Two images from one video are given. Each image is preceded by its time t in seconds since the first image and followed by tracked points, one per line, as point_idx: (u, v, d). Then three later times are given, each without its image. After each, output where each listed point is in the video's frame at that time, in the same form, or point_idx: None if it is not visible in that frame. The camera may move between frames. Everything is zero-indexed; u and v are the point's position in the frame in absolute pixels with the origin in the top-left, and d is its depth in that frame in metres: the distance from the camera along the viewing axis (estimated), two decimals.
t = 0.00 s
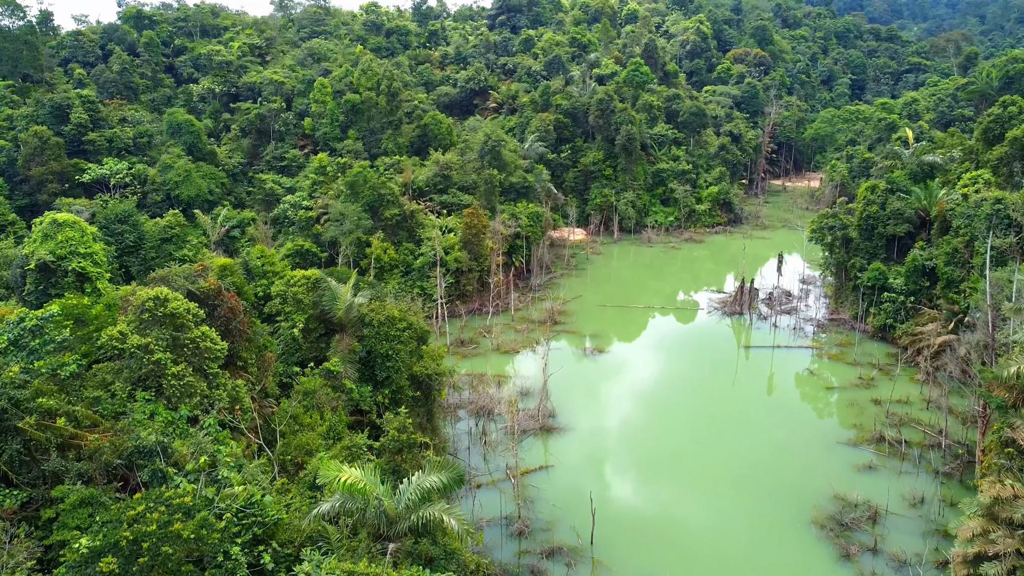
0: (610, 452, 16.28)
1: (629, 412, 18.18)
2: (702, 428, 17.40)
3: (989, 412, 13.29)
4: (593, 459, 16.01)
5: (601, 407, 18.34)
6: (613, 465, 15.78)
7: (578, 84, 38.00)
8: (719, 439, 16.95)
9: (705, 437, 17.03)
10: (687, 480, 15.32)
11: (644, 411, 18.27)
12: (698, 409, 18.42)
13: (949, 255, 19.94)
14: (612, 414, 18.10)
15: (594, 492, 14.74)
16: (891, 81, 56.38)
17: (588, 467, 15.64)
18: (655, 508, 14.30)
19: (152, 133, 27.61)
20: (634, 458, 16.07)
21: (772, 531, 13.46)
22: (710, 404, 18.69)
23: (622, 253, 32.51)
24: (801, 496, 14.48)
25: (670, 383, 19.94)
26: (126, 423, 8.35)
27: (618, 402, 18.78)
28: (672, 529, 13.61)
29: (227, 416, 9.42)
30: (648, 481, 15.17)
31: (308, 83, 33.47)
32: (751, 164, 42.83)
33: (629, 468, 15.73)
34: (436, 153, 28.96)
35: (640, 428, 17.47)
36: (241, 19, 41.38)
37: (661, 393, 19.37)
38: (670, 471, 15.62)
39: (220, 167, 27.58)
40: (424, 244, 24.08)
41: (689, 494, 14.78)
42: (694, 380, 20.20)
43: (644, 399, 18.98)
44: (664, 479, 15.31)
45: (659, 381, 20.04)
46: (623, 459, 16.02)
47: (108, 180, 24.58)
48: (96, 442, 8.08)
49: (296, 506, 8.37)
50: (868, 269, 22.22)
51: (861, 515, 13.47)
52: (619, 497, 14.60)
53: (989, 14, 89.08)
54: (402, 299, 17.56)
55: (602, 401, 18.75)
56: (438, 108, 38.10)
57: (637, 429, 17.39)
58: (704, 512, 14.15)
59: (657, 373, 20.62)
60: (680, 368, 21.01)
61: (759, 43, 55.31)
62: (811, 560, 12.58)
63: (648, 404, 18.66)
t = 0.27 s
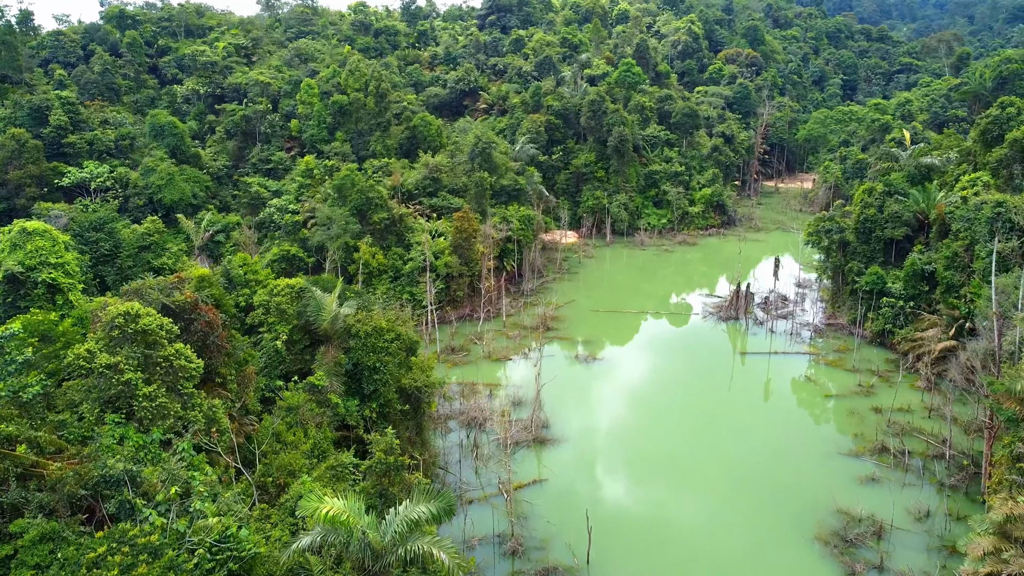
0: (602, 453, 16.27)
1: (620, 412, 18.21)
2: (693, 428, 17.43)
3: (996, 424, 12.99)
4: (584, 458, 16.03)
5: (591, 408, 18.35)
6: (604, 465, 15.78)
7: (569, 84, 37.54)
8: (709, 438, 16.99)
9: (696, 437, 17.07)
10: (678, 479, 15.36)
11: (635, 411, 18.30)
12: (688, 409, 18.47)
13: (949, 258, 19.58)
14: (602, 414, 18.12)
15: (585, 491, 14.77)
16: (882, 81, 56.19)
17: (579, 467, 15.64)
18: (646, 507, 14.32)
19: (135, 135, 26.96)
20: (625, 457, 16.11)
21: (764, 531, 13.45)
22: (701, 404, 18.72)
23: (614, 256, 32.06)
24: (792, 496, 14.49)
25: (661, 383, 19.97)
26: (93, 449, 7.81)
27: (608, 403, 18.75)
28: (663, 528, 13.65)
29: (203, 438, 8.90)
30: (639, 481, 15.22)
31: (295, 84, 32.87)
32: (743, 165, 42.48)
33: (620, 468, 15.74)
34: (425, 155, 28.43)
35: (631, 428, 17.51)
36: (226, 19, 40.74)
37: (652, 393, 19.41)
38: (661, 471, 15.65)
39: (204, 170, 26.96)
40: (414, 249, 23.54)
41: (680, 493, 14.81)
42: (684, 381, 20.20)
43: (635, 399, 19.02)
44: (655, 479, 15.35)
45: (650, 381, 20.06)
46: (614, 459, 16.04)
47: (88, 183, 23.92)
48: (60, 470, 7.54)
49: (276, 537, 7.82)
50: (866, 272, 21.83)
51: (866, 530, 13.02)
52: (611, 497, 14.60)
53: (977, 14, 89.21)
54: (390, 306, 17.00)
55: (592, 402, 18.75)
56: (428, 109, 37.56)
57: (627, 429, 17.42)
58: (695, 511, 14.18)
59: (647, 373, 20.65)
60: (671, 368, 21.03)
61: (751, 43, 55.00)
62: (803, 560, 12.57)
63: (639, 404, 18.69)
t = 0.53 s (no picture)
0: (594, 453, 16.26)
1: (612, 413, 18.22)
2: (687, 429, 17.42)
3: (1005, 436, 12.59)
4: (577, 459, 16.02)
5: (584, 408, 18.34)
6: (597, 466, 15.77)
7: (561, 85, 37.07)
8: (702, 438, 17.01)
9: (689, 436, 17.08)
10: (671, 479, 15.38)
11: (627, 411, 18.29)
12: (681, 408, 18.48)
13: (951, 262, 19.16)
14: (595, 414, 18.11)
15: (578, 492, 14.77)
16: (875, 82, 55.93)
17: (572, 468, 15.63)
18: (638, 508, 14.33)
19: (118, 137, 26.34)
20: (618, 457, 16.11)
21: (755, 533, 13.45)
22: (693, 403, 18.74)
23: (608, 259, 31.59)
24: (784, 499, 14.47)
25: (653, 383, 19.97)
26: (58, 477, 7.34)
27: (601, 403, 18.72)
28: (655, 529, 13.67)
29: (178, 464, 8.38)
30: (632, 481, 15.23)
31: (283, 85, 32.29)
32: (737, 166, 42.08)
33: (613, 468, 15.74)
34: (415, 158, 27.90)
35: (623, 427, 17.51)
36: (213, 19, 40.11)
37: (644, 392, 19.41)
38: (653, 471, 15.65)
39: (189, 173, 26.36)
40: (404, 253, 23.01)
41: (672, 494, 14.82)
42: (678, 382, 20.17)
43: (627, 399, 19.03)
44: (647, 479, 15.37)
45: (643, 381, 20.05)
46: (607, 459, 16.05)
47: (69, 187, 23.31)
48: (21, 501, 7.05)
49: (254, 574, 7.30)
50: (866, 277, 21.42)
51: (873, 547, 12.56)
52: (602, 498, 14.61)
53: (968, 14, 89.19)
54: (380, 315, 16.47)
55: (584, 402, 18.73)
56: (418, 110, 37.03)
57: (620, 429, 17.42)
58: (687, 512, 14.18)
59: (639, 372, 20.65)
60: (663, 368, 21.02)
61: (743, 44, 54.64)
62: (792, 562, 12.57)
63: (631, 403, 18.71)
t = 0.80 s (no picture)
0: (586, 453, 16.23)
1: (604, 413, 18.20)
2: (679, 429, 17.41)
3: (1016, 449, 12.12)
4: (570, 459, 16.00)
5: (576, 409, 18.31)
6: (589, 466, 15.74)
7: (553, 85, 36.58)
8: (694, 438, 17.02)
9: (682, 437, 17.06)
10: (663, 479, 15.37)
11: (619, 412, 18.27)
12: (673, 409, 18.48)
13: (953, 267, 18.74)
14: (587, 414, 18.09)
15: (570, 493, 14.75)
16: (868, 82, 55.68)
17: (564, 469, 15.60)
18: (631, 508, 14.32)
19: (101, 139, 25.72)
20: (610, 457, 16.10)
21: (747, 534, 13.42)
22: (684, 404, 18.75)
23: (602, 262, 31.12)
24: (777, 501, 14.44)
25: (645, 383, 19.94)
26: (17, 510, 6.80)
27: (593, 404, 18.66)
28: (647, 529, 13.65)
29: (150, 493, 7.79)
30: (624, 481, 15.22)
31: (270, 86, 31.70)
32: (731, 167, 41.71)
33: (605, 468, 15.73)
34: (406, 160, 27.36)
35: (615, 428, 17.49)
36: (200, 19, 39.48)
37: (636, 392, 19.39)
38: (646, 471, 15.64)
39: (174, 176, 25.76)
40: (394, 258, 22.49)
41: (665, 494, 14.81)
42: (673, 384, 20.07)
43: (619, 399, 19.01)
44: (640, 479, 15.36)
45: (634, 382, 20.02)
46: (599, 459, 16.04)
47: (50, 191, 22.69)
48: None
49: None
50: (865, 281, 21.00)
51: (880, 564, 12.09)
52: (595, 498, 14.60)
53: (959, 14, 89.17)
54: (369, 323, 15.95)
55: (576, 403, 18.68)
56: (408, 111, 36.50)
57: (612, 429, 17.42)
58: (680, 513, 14.16)
59: (631, 373, 20.64)
60: (655, 369, 21.00)
61: (736, 43, 54.29)
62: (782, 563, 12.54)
63: (624, 404, 18.69)
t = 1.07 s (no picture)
0: (578, 454, 16.15)
1: (595, 414, 18.14)
2: (670, 428, 17.37)
3: None
4: (562, 459, 15.92)
5: (567, 409, 18.22)
6: (581, 466, 15.66)
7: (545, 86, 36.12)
8: (686, 438, 16.97)
9: (674, 436, 17.01)
10: (655, 479, 15.32)
11: (611, 413, 18.20)
12: (664, 409, 18.43)
13: (955, 272, 18.33)
14: (579, 415, 18.01)
15: (563, 493, 14.66)
16: (861, 82, 55.45)
17: (555, 469, 15.52)
18: (624, 508, 14.24)
19: (82, 142, 25.11)
20: (602, 457, 16.04)
21: (736, 534, 13.39)
22: (676, 404, 18.70)
23: (595, 266, 30.67)
24: (770, 501, 14.36)
25: (637, 383, 19.87)
26: None
27: (585, 405, 18.57)
28: (641, 529, 13.59)
29: (118, 525, 7.27)
30: (617, 481, 15.15)
31: (258, 86, 31.13)
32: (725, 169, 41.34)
33: (598, 468, 15.66)
34: (396, 162, 26.84)
35: (607, 428, 17.43)
36: (187, 19, 38.87)
37: (627, 393, 19.33)
38: (638, 471, 15.58)
39: (158, 178, 25.17)
40: (384, 263, 21.97)
41: (657, 494, 14.74)
42: (664, 384, 19.98)
43: (611, 400, 18.95)
44: (632, 479, 15.29)
45: (626, 382, 19.94)
46: (591, 459, 15.97)
47: (29, 195, 22.08)
48: None
49: None
50: (865, 286, 20.60)
51: None
52: (587, 498, 14.52)
53: (950, 14, 89.17)
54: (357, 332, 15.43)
55: (568, 404, 18.59)
56: (399, 112, 35.98)
57: (604, 429, 17.35)
58: (673, 513, 14.09)
59: (622, 374, 20.57)
60: (646, 368, 20.93)
61: (729, 44, 53.95)
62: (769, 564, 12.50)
63: (615, 405, 18.63)
